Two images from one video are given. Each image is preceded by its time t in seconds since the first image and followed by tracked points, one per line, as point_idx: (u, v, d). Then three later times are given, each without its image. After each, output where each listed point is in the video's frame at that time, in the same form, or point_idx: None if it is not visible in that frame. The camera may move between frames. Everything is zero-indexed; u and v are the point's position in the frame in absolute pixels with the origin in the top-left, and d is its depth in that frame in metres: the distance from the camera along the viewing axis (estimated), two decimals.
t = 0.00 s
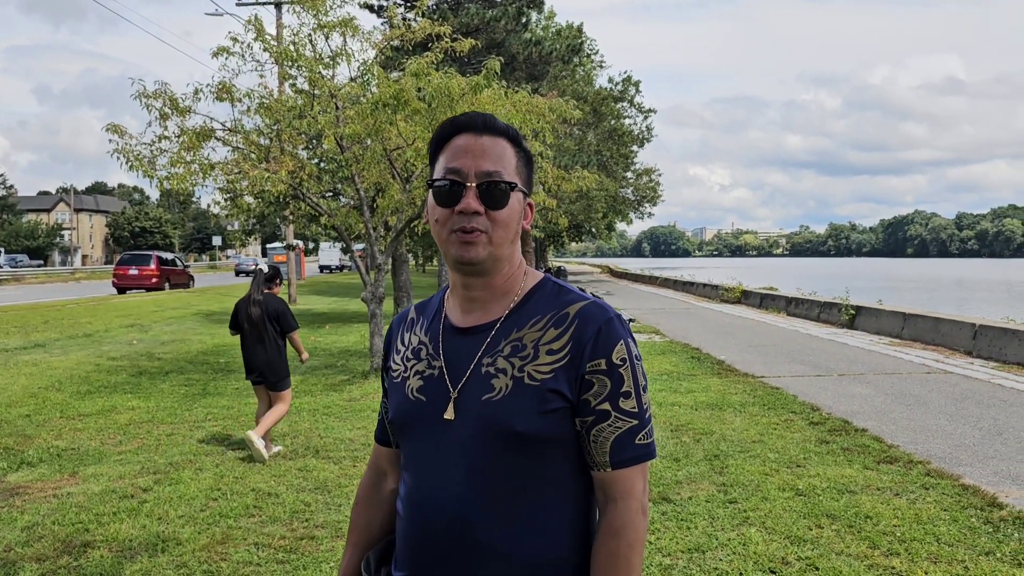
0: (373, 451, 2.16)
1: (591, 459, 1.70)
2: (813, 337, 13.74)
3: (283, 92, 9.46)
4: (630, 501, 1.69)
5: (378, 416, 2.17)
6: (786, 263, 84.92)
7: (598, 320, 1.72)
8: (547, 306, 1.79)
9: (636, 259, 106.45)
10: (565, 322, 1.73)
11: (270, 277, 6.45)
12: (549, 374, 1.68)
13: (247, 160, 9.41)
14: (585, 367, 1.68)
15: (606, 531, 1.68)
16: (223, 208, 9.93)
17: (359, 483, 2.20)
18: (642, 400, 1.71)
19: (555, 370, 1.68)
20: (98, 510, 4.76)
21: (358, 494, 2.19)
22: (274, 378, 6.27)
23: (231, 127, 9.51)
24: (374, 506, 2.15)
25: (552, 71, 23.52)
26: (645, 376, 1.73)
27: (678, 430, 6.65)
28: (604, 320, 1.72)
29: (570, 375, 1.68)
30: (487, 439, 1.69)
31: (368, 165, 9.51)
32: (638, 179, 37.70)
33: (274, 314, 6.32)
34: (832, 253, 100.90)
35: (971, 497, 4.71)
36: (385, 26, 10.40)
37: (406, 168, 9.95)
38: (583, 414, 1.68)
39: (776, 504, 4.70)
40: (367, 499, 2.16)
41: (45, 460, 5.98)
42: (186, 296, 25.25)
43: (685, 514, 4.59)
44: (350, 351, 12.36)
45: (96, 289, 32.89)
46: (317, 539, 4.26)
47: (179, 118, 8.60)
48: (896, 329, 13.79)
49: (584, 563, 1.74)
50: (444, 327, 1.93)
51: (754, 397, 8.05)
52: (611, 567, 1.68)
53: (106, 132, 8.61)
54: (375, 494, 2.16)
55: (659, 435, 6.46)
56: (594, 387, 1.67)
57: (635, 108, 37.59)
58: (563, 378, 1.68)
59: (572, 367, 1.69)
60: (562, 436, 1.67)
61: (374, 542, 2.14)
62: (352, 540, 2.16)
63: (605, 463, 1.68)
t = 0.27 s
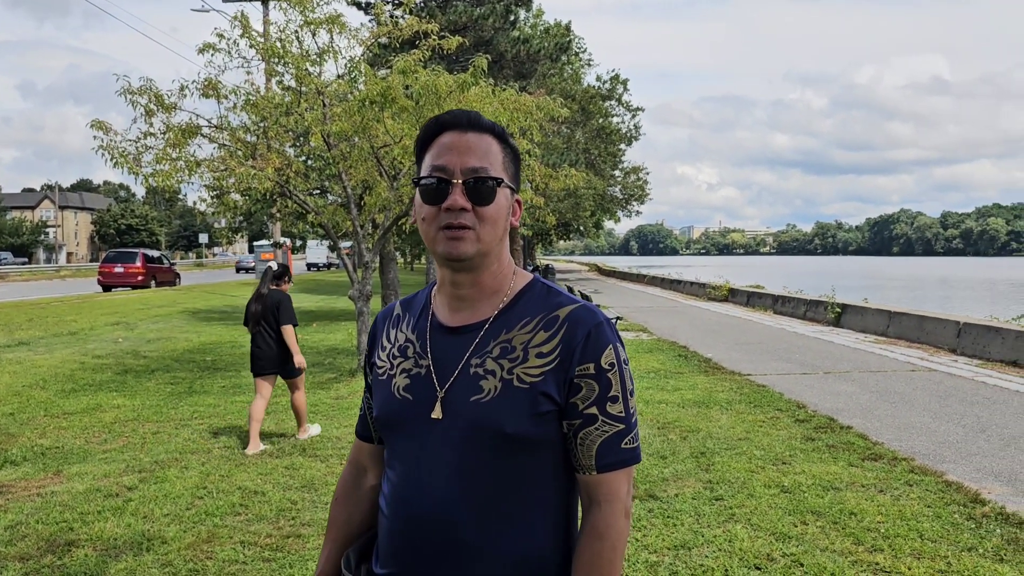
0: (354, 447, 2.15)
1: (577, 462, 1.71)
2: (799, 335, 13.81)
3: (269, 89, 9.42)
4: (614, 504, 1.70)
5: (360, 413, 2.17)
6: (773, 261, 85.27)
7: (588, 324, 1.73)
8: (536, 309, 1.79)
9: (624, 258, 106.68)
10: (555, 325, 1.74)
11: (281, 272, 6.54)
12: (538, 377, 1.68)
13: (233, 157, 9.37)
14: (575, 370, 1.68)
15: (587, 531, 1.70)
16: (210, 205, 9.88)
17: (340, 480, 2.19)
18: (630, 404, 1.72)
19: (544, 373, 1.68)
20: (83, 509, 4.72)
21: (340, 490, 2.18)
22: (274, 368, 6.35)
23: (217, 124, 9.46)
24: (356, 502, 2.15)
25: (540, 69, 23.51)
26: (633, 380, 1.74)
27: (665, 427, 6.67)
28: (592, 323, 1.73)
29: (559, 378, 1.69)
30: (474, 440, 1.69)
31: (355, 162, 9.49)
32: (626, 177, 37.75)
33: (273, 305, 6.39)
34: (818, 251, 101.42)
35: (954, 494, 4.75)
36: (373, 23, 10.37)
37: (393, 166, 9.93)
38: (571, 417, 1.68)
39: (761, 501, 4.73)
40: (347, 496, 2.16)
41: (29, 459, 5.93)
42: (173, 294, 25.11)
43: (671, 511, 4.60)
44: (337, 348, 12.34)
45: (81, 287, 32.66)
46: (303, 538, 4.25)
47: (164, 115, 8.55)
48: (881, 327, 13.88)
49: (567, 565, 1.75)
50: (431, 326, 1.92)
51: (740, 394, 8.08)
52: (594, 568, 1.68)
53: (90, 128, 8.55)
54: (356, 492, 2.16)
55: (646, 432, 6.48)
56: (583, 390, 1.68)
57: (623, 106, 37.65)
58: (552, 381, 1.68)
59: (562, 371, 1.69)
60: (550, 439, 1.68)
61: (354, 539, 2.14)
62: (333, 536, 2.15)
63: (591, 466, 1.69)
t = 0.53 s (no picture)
0: (343, 444, 2.16)
1: (562, 461, 1.71)
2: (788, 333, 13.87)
3: (258, 88, 9.39)
4: (598, 504, 1.70)
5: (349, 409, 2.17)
6: (762, 259, 85.56)
7: (573, 323, 1.72)
8: (521, 308, 1.79)
9: (614, 256, 106.84)
10: (540, 325, 1.74)
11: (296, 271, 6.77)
12: (522, 376, 1.68)
13: (221, 156, 9.33)
14: (559, 370, 1.68)
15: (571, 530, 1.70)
16: (198, 205, 9.84)
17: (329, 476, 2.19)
18: (614, 403, 1.72)
19: (529, 372, 1.68)
20: (70, 510, 4.70)
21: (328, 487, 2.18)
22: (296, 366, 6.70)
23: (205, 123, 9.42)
24: (344, 498, 2.15)
25: (529, 68, 23.52)
26: (618, 380, 1.74)
27: (654, 425, 6.68)
28: (577, 323, 1.73)
29: (543, 377, 1.69)
30: (459, 439, 1.69)
31: (344, 161, 9.47)
32: (615, 176, 37.80)
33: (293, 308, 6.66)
34: (807, 250, 101.85)
35: (942, 490, 4.78)
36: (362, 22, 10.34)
37: (382, 165, 9.91)
38: (555, 417, 1.68)
39: (750, 498, 4.74)
40: (336, 493, 2.15)
41: (16, 460, 5.90)
42: (161, 293, 25.01)
43: (661, 509, 4.61)
44: (327, 348, 12.30)
45: (68, 287, 32.46)
46: (292, 537, 4.24)
47: (152, 114, 8.51)
48: (869, 324, 13.95)
49: (552, 564, 1.75)
50: (418, 325, 1.92)
51: (729, 392, 8.11)
52: (577, 568, 1.68)
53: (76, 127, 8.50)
54: (345, 490, 2.15)
55: (635, 430, 6.49)
56: (568, 390, 1.68)
57: (613, 105, 37.70)
58: (536, 380, 1.68)
59: (545, 370, 1.69)
60: (534, 438, 1.68)
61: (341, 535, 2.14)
62: (322, 533, 2.15)
63: (575, 466, 1.69)
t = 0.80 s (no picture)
0: (334, 442, 2.16)
1: (553, 464, 1.71)
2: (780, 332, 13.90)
3: (250, 88, 9.37)
4: (588, 507, 1.71)
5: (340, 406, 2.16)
6: (755, 259, 85.75)
7: (563, 327, 1.73)
8: (511, 311, 1.79)
9: (608, 256, 107.00)
10: (529, 328, 1.74)
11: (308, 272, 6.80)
12: (510, 379, 1.68)
13: (213, 157, 9.30)
14: (548, 374, 1.68)
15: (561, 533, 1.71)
16: (190, 205, 9.81)
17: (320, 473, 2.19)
18: (605, 407, 1.72)
19: (517, 375, 1.68)
20: (61, 513, 4.68)
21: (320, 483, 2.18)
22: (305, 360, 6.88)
23: (197, 124, 9.40)
24: (334, 495, 2.15)
25: (522, 68, 23.53)
26: (609, 384, 1.75)
27: (647, 425, 6.69)
28: (566, 326, 1.73)
29: (532, 381, 1.69)
30: (446, 440, 1.69)
31: (337, 162, 9.46)
32: (608, 176, 37.81)
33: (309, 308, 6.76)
34: (799, 249, 102.14)
35: (933, 488, 4.80)
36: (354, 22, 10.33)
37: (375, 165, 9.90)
38: (545, 421, 1.69)
39: (743, 498, 4.75)
40: (327, 490, 2.16)
41: (7, 462, 5.87)
42: (154, 295, 24.96)
43: (653, 509, 4.62)
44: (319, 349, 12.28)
45: (59, 289, 32.32)
46: (284, 539, 4.23)
47: (142, 114, 8.48)
48: (861, 323, 13.99)
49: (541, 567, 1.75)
50: (407, 325, 1.92)
51: (722, 391, 8.13)
52: (566, 570, 1.69)
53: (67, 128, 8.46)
54: (336, 487, 2.16)
55: (628, 430, 6.50)
56: (558, 394, 1.68)
57: (605, 105, 37.74)
58: (525, 384, 1.68)
59: (534, 373, 1.69)
60: (523, 440, 1.68)
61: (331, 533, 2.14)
62: (312, 531, 2.15)
63: (568, 469, 1.70)
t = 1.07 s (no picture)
0: (330, 444, 2.15)
1: (551, 464, 1.71)
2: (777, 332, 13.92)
3: (246, 90, 9.37)
4: (583, 507, 1.71)
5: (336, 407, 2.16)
6: (752, 259, 85.81)
7: (562, 328, 1.73)
8: (509, 312, 1.79)
9: (605, 257, 107.04)
10: (528, 329, 1.74)
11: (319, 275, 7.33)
12: (510, 379, 1.68)
13: (209, 158, 9.30)
14: (548, 374, 1.69)
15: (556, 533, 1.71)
16: (186, 207, 9.80)
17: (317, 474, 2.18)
18: (603, 408, 1.73)
19: (517, 376, 1.69)
20: (58, 515, 4.68)
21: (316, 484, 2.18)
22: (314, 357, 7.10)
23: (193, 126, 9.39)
24: (330, 497, 2.14)
25: (518, 69, 23.53)
26: (606, 385, 1.75)
27: (645, 425, 6.70)
28: (564, 327, 1.73)
29: (532, 381, 1.69)
30: (445, 441, 1.69)
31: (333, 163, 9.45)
32: (605, 177, 37.82)
33: (319, 303, 7.08)
34: (796, 249, 102.23)
35: (930, 487, 4.81)
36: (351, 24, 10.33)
37: (371, 167, 9.90)
38: (545, 421, 1.69)
39: (740, 498, 4.76)
40: (323, 491, 2.15)
41: (3, 465, 5.86)
42: (150, 297, 24.93)
43: (651, 509, 4.62)
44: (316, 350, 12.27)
45: (56, 291, 32.26)
46: (282, 541, 4.22)
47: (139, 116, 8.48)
48: (858, 323, 14.00)
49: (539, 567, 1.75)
50: (405, 327, 1.92)
51: (719, 392, 8.14)
52: (564, 569, 1.69)
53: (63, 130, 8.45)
54: (333, 488, 2.15)
55: (626, 431, 6.50)
56: (557, 394, 1.68)
57: (602, 105, 37.77)
58: (524, 384, 1.69)
59: (533, 373, 1.69)
60: (523, 440, 1.68)
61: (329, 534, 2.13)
62: (309, 532, 2.15)
63: (566, 469, 1.70)
